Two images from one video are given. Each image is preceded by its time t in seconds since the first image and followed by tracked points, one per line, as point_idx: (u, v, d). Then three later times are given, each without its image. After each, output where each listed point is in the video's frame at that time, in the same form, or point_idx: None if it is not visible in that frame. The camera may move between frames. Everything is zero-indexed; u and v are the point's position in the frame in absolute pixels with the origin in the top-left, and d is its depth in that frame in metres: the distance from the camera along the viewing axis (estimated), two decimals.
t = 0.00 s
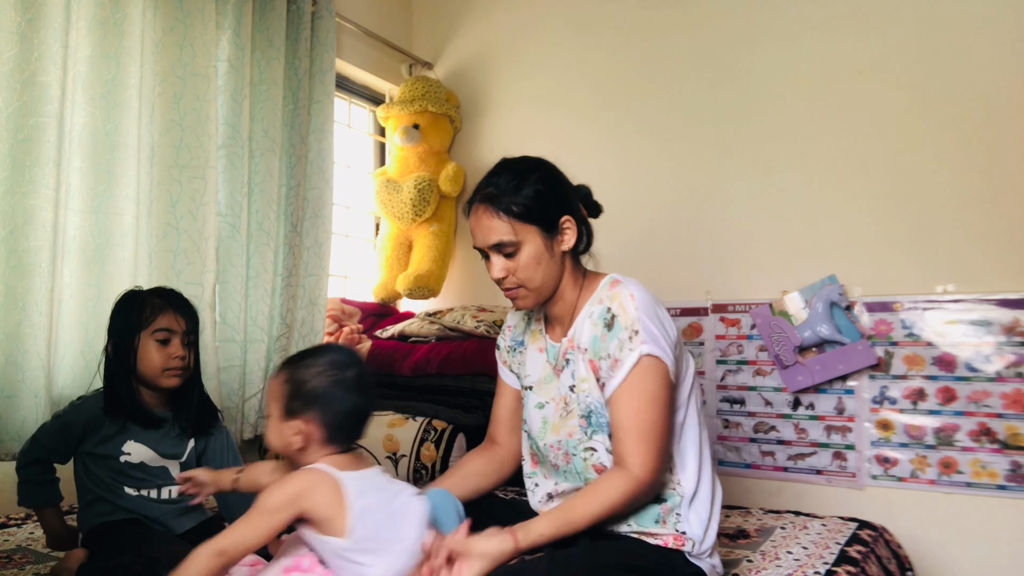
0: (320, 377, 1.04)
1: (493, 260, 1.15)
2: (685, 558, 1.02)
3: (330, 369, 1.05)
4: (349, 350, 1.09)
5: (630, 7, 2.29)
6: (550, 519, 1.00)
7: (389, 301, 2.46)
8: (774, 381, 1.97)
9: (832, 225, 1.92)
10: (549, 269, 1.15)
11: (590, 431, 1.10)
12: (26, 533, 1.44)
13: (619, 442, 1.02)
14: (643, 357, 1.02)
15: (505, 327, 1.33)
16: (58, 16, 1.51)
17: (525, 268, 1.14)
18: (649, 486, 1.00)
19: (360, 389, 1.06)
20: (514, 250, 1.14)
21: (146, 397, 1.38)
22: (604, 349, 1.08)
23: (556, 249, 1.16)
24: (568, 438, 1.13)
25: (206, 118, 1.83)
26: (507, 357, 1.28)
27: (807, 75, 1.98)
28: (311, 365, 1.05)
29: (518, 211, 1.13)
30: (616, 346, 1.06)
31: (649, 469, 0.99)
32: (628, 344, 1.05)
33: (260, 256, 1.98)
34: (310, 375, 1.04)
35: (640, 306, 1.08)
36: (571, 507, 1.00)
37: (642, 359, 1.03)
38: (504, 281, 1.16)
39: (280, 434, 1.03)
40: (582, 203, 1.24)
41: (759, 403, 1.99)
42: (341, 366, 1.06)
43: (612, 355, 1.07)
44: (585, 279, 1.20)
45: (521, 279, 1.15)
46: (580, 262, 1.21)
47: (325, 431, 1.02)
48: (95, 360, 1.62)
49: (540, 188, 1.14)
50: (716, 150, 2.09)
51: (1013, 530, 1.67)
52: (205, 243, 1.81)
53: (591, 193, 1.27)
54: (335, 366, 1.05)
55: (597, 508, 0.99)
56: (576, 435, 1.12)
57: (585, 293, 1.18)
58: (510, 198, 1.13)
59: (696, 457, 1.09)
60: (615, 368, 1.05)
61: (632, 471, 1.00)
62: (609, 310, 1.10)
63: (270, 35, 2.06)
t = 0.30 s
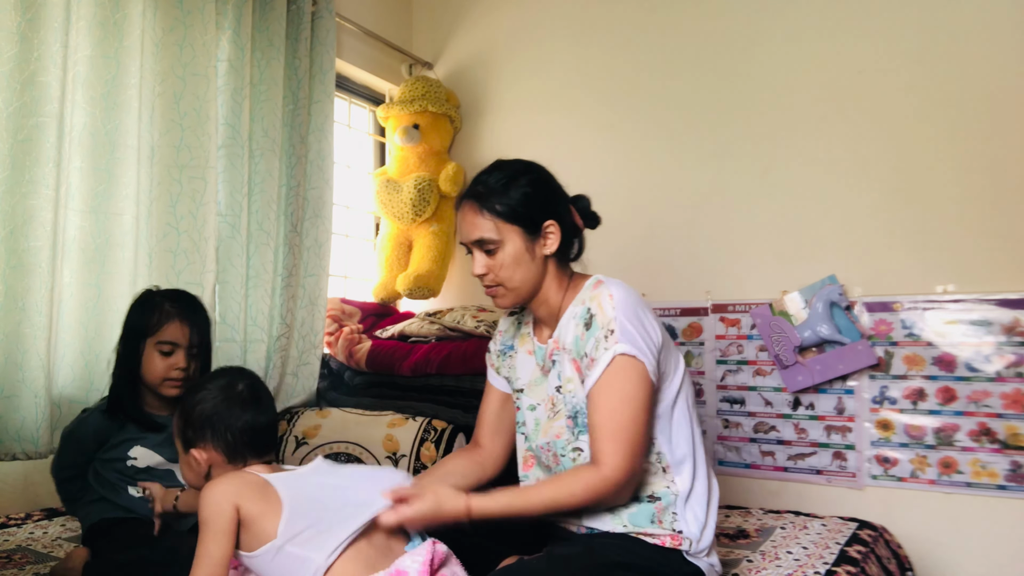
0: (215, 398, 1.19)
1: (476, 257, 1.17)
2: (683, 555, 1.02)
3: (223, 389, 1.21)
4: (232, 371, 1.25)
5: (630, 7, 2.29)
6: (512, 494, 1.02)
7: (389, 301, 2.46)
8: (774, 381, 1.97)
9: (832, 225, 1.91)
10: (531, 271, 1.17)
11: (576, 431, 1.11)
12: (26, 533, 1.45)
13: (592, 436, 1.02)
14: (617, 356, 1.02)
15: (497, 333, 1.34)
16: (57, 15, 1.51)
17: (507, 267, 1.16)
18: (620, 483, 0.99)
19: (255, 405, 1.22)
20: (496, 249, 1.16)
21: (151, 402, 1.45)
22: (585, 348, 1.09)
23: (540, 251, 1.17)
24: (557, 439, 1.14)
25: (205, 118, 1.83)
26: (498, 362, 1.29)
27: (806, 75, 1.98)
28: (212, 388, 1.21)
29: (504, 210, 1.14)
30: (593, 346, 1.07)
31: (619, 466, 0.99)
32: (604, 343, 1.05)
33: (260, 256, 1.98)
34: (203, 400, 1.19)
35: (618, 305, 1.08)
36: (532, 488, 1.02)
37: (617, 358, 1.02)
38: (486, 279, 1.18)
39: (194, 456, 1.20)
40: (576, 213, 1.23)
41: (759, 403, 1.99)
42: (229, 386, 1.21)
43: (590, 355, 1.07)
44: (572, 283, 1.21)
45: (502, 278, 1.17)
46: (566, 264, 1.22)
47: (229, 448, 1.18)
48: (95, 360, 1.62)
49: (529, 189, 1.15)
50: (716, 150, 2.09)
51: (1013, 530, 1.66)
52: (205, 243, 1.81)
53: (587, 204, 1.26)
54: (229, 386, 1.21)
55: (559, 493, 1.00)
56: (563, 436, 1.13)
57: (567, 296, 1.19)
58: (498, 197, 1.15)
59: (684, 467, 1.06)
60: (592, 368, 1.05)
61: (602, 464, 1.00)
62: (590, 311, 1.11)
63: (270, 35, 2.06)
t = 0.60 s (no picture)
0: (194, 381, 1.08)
1: (457, 264, 1.14)
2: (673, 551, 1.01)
3: (199, 377, 1.08)
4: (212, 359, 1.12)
5: (630, 8, 2.29)
6: (382, 474, 0.98)
7: (389, 301, 2.48)
8: (774, 381, 1.97)
9: (832, 225, 1.92)
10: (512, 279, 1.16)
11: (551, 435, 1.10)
12: (26, 533, 1.44)
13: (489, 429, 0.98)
14: (549, 357, 0.99)
15: (472, 339, 1.33)
16: (58, 16, 1.51)
17: (489, 275, 1.14)
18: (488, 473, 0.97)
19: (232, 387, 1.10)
20: (478, 257, 1.14)
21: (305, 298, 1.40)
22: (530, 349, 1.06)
23: (521, 259, 1.17)
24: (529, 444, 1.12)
25: (206, 118, 1.83)
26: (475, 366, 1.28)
27: (806, 76, 1.98)
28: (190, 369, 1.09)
29: (487, 216, 1.12)
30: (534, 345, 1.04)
31: (494, 459, 0.96)
32: (545, 342, 1.02)
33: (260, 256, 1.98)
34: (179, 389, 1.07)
35: (573, 307, 1.04)
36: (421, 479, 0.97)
37: (549, 358, 0.99)
38: (466, 288, 1.15)
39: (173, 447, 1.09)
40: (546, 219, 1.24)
41: (759, 403, 1.99)
42: (201, 371, 1.09)
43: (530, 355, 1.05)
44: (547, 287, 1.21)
45: (484, 286, 1.14)
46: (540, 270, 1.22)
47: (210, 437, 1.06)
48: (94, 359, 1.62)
49: (509, 196, 1.14)
50: (716, 150, 2.10)
51: (1014, 530, 1.66)
52: (206, 243, 1.81)
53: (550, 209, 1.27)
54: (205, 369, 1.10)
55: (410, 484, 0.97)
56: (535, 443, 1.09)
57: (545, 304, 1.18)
58: (478, 203, 1.13)
59: (646, 463, 1.06)
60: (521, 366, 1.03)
61: (472, 457, 0.97)
62: (543, 314, 1.07)
63: (270, 35, 2.06)
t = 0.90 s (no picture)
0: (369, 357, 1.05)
1: (509, 249, 1.05)
2: (686, 559, 0.99)
3: (372, 350, 1.05)
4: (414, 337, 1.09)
5: (630, 8, 2.29)
6: (525, 514, 0.86)
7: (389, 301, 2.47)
8: (774, 381, 1.97)
9: (832, 225, 1.92)
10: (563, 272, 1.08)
11: (586, 439, 1.03)
12: (26, 533, 1.44)
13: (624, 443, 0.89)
14: (636, 360, 0.92)
15: (498, 336, 1.23)
16: (57, 16, 1.51)
17: (544, 265, 1.06)
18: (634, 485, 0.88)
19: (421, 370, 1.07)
20: (533, 243, 1.06)
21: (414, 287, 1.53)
22: (599, 352, 0.99)
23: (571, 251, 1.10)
24: (562, 446, 1.05)
25: (206, 118, 1.83)
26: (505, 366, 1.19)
27: (806, 75, 1.98)
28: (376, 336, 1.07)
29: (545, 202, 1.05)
30: (610, 348, 0.97)
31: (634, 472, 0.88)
32: (623, 345, 0.95)
33: (260, 256, 1.98)
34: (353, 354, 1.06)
35: (640, 309, 1.00)
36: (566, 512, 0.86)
37: (634, 361, 0.92)
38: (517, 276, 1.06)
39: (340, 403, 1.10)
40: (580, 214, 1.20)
41: (759, 403, 1.99)
42: (366, 343, 1.06)
43: (606, 357, 0.98)
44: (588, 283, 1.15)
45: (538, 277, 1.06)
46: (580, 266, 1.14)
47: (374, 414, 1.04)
48: (94, 359, 1.62)
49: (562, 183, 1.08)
50: (716, 150, 2.10)
51: (1013, 530, 1.66)
52: (206, 243, 1.81)
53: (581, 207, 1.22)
54: (385, 345, 1.06)
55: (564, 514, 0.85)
56: (569, 442, 1.04)
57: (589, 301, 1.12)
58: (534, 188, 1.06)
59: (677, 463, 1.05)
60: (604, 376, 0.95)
61: (614, 474, 0.87)
62: (608, 314, 1.02)
63: (270, 35, 2.06)
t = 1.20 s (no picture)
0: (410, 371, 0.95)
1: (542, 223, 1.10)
2: (690, 561, 0.99)
3: (411, 365, 0.96)
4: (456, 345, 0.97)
5: (630, 8, 2.29)
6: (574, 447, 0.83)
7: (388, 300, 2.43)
8: (774, 381, 1.97)
9: (832, 225, 1.92)
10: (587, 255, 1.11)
11: (604, 427, 1.01)
12: (26, 533, 1.44)
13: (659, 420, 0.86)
14: (659, 352, 0.90)
15: (528, 319, 1.27)
16: (57, 16, 1.51)
17: (570, 243, 1.10)
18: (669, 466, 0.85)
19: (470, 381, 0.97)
20: (564, 220, 1.09)
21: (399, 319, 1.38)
22: (622, 343, 0.98)
23: (601, 237, 1.13)
24: (581, 431, 1.04)
25: (206, 118, 1.83)
26: (530, 350, 1.22)
27: (806, 75, 1.98)
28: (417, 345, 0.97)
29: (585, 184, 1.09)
30: (633, 340, 0.95)
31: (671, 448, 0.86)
32: (647, 338, 0.93)
33: (260, 256, 1.98)
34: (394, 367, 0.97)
35: (664, 304, 0.98)
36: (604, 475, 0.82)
37: (659, 353, 0.90)
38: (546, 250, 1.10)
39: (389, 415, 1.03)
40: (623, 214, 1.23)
41: (759, 403, 1.99)
42: (410, 354, 0.97)
43: (629, 350, 0.95)
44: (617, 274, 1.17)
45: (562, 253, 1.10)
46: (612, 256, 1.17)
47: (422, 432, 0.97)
48: (94, 359, 1.62)
49: (604, 172, 1.12)
50: (716, 149, 2.10)
51: (1013, 530, 1.66)
52: (206, 243, 1.81)
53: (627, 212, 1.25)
54: (426, 357, 0.96)
55: (606, 470, 0.82)
56: (589, 429, 1.03)
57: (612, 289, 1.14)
58: (577, 169, 1.10)
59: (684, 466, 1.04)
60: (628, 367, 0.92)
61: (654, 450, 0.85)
62: (631, 307, 1.00)
63: (270, 35, 2.06)
